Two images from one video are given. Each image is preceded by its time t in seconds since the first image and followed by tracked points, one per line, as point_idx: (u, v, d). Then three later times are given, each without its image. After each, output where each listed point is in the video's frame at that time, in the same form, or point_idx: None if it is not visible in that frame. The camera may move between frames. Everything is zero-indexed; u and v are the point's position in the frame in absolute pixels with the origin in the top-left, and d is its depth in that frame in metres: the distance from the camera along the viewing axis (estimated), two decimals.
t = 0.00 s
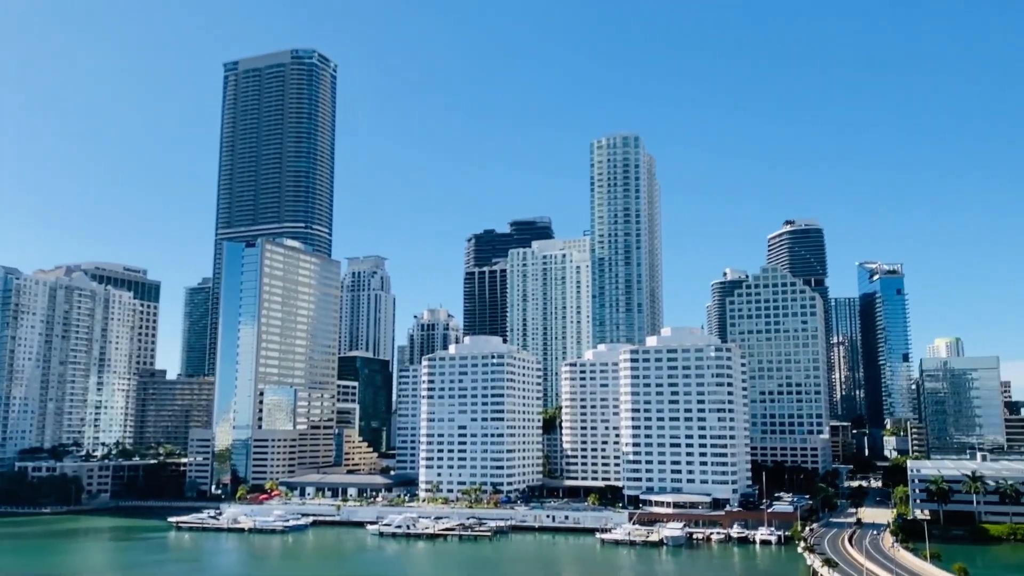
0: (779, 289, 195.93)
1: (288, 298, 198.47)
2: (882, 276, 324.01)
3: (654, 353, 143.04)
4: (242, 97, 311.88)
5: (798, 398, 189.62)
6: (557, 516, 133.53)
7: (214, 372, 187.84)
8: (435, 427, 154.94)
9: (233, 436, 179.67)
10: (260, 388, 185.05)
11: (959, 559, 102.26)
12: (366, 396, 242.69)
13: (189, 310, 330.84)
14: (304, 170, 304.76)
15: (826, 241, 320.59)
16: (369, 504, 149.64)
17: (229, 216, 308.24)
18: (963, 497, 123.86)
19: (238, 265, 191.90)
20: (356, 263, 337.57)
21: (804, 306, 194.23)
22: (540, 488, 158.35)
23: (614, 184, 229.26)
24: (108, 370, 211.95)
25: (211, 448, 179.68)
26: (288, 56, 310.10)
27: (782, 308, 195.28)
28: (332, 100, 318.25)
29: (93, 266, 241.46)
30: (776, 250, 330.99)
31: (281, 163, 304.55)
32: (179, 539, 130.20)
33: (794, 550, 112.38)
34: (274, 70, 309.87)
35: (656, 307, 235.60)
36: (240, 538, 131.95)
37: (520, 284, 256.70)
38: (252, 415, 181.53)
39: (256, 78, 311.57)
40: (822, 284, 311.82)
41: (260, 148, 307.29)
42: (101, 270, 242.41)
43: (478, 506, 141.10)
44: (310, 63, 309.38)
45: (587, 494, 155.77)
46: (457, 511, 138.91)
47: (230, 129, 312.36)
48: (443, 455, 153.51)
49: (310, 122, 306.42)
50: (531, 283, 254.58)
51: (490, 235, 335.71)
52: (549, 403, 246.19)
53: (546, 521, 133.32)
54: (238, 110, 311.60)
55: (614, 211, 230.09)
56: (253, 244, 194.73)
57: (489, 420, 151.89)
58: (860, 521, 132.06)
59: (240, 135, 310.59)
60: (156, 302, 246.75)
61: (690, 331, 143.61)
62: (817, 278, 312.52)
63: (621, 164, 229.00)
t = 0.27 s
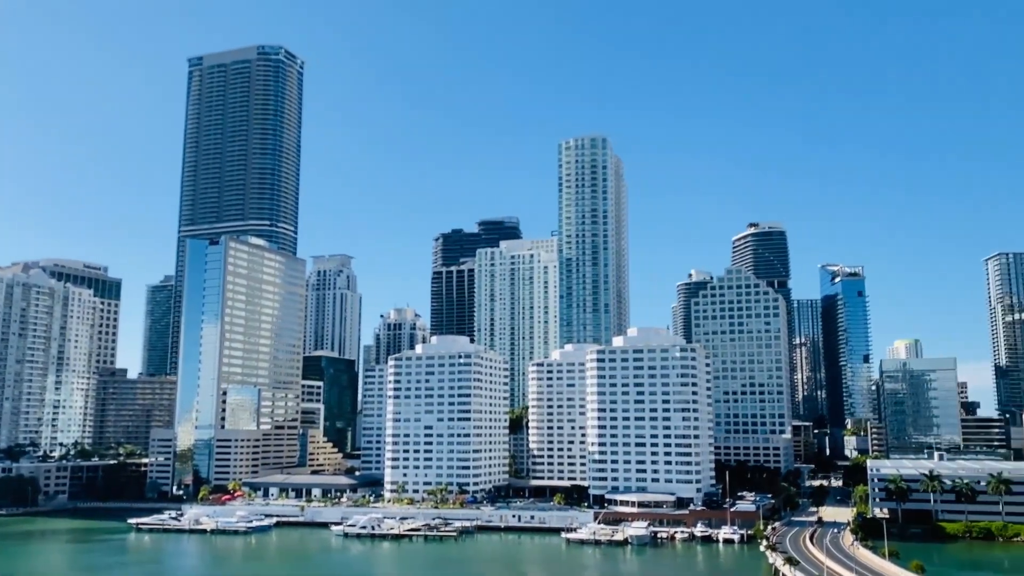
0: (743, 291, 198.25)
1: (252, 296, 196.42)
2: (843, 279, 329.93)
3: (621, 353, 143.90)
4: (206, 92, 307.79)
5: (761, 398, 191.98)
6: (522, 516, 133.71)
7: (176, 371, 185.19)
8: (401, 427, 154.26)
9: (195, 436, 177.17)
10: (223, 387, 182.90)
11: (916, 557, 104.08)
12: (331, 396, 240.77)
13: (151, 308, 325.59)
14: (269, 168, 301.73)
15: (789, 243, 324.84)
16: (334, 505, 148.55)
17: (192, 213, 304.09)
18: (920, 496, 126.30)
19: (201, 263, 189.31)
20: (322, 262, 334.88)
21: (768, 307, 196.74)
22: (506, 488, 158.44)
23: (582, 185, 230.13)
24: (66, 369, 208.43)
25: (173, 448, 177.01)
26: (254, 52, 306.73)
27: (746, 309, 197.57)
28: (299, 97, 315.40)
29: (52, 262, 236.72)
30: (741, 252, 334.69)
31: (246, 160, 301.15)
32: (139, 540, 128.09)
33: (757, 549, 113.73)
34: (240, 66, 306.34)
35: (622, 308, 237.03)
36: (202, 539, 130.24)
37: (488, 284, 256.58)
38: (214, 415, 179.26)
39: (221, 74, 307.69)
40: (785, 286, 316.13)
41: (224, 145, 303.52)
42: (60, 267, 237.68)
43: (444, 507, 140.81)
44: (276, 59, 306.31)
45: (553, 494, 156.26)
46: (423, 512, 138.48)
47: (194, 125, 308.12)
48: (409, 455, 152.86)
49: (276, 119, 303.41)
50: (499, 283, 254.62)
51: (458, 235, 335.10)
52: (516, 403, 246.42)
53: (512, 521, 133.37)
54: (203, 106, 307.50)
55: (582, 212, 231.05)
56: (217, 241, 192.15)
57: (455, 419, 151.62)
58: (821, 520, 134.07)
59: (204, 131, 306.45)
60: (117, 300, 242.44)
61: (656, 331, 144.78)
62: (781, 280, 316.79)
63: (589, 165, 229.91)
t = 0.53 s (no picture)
0: (706, 292, 200.30)
1: (214, 294, 193.88)
2: (804, 280, 335.45)
3: (586, 353, 144.55)
4: (169, 87, 303.17)
5: (724, 398, 194.02)
6: (487, 516, 133.69)
7: (135, 369, 182.33)
8: (365, 427, 153.30)
9: (155, 436, 174.44)
10: (184, 386, 180.34)
11: (874, 554, 105.95)
12: (294, 396, 238.47)
13: (110, 306, 319.68)
14: (232, 164, 298.07)
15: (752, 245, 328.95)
16: (296, 506, 147.17)
17: (153, 210, 299.27)
18: (878, 494, 128.57)
19: (162, 261, 186.29)
20: (286, 260, 331.58)
21: (731, 308, 198.99)
22: (471, 488, 158.24)
23: (549, 185, 230.71)
24: (21, 368, 209.55)
25: (132, 448, 173.99)
26: (218, 47, 302.77)
27: (709, 310, 199.64)
28: (263, 94, 312.09)
29: (7, 258, 231.52)
30: (705, 253, 338.08)
31: (209, 156, 297.07)
32: (96, 542, 125.63)
33: (719, 547, 114.87)
34: (203, 61, 302.23)
35: (588, 308, 238.14)
36: (161, 541, 128.17)
37: (454, 284, 256.15)
38: (175, 415, 176.55)
39: (183, 69, 303.19)
40: (748, 287, 320.01)
41: (187, 141, 299.15)
42: (16, 263, 232.54)
43: (408, 507, 140.19)
44: (240, 55, 302.68)
45: (518, 493, 156.47)
46: (387, 512, 137.78)
47: (156, 120, 303.26)
48: (373, 456, 151.95)
49: (240, 116, 299.83)
50: (465, 282, 254.28)
51: (424, 234, 334.03)
52: (481, 404, 246.28)
53: (476, 521, 133.21)
54: (165, 101, 302.83)
55: (549, 212, 231.65)
56: (179, 238, 189.04)
57: (420, 419, 151.05)
58: (782, 518, 135.89)
59: (166, 127, 301.78)
60: (75, 298, 237.56)
61: (621, 332, 145.66)
62: (743, 281, 320.76)
63: (556, 166, 230.62)
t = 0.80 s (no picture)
0: (671, 292, 201.96)
1: (175, 292, 190.92)
2: (767, 282, 339.81)
3: (552, 353, 144.92)
4: (130, 82, 297.97)
5: (688, 398, 195.67)
6: (451, 516, 133.37)
7: (94, 368, 179.19)
8: (329, 427, 152.07)
9: (113, 436, 171.47)
10: (144, 386, 177.70)
11: (833, 552, 107.55)
12: (257, 395, 235.74)
13: (67, 304, 313.43)
14: (195, 161, 293.91)
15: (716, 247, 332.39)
16: (258, 506, 145.53)
17: (112, 206, 293.96)
18: (837, 493, 130.61)
19: (121, 258, 182.89)
20: (249, 258, 327.61)
21: (695, 309, 200.84)
22: (435, 488, 157.78)
23: (516, 185, 230.80)
24: None
25: (89, 449, 170.75)
26: (181, 41, 298.27)
27: (674, 310, 201.33)
28: (227, 90, 308.16)
29: None
30: (669, 254, 340.76)
31: (171, 152, 292.58)
32: (52, 545, 122.97)
33: (681, 546, 115.84)
34: (166, 55, 297.55)
35: (554, 308, 238.86)
36: (119, 542, 125.77)
37: (420, 283, 255.24)
38: (134, 415, 173.78)
39: (145, 63, 298.15)
40: (711, 289, 323.28)
41: (148, 136, 294.32)
42: None
43: (372, 508, 139.29)
44: (204, 50, 298.57)
45: (482, 493, 156.36)
46: (350, 512, 136.79)
47: (116, 115, 297.90)
48: (337, 456, 150.79)
49: (203, 112, 295.76)
50: (431, 282, 253.48)
51: (390, 233, 332.39)
52: (446, 404, 245.62)
53: (441, 521, 132.76)
54: (126, 96, 297.53)
55: (516, 212, 231.77)
56: (139, 235, 185.64)
57: (384, 420, 150.21)
58: (743, 517, 137.36)
59: (127, 122, 296.55)
60: (30, 295, 232.06)
61: (587, 332, 146.27)
62: (707, 282, 323.96)
63: (523, 166, 230.83)
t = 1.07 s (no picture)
0: (636, 293, 203.35)
1: (136, 290, 187.80)
2: (731, 283, 343.54)
3: (519, 353, 145.07)
4: (90, 75, 292.46)
5: (653, 397, 197.09)
6: (417, 516, 132.87)
7: (51, 367, 175.87)
8: (293, 427, 150.68)
9: (71, 436, 168.21)
10: (103, 385, 174.84)
11: (795, 550, 109.01)
12: (219, 395, 232.78)
13: (24, 301, 306.76)
14: (157, 157, 289.48)
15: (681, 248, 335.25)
16: (220, 507, 143.66)
17: (72, 202, 288.50)
18: (798, 492, 132.47)
19: (81, 255, 179.73)
20: (212, 256, 323.38)
21: (660, 309, 202.32)
22: (400, 488, 157.12)
23: (483, 184, 230.60)
24: None
25: (47, 449, 167.35)
26: (144, 35, 293.42)
27: (640, 311, 202.63)
28: (191, 85, 303.92)
29: None
30: (635, 255, 342.92)
31: (132, 148, 287.84)
32: (7, 547, 120.13)
33: (646, 545, 116.58)
34: (128, 49, 292.53)
35: (521, 307, 239.27)
36: (77, 545, 123.31)
37: (386, 282, 254.02)
38: (93, 415, 170.77)
39: (106, 56, 292.83)
40: (677, 289, 326.02)
41: (109, 131, 289.24)
42: None
43: (337, 508, 138.21)
44: (167, 44, 294.06)
45: (448, 493, 155.99)
46: (315, 513, 135.63)
47: (76, 109, 292.27)
48: (301, 456, 149.45)
49: (166, 107, 291.42)
50: (397, 281, 252.38)
51: (356, 231, 330.36)
52: (412, 404, 244.75)
53: (406, 521, 132.20)
54: (86, 90, 291.99)
55: (483, 212, 231.60)
56: (99, 232, 182.56)
57: (349, 419, 149.20)
58: (707, 516, 138.68)
59: (87, 116, 291.09)
60: None
61: (554, 332, 146.64)
62: (673, 283, 326.50)
63: (490, 165, 230.72)
